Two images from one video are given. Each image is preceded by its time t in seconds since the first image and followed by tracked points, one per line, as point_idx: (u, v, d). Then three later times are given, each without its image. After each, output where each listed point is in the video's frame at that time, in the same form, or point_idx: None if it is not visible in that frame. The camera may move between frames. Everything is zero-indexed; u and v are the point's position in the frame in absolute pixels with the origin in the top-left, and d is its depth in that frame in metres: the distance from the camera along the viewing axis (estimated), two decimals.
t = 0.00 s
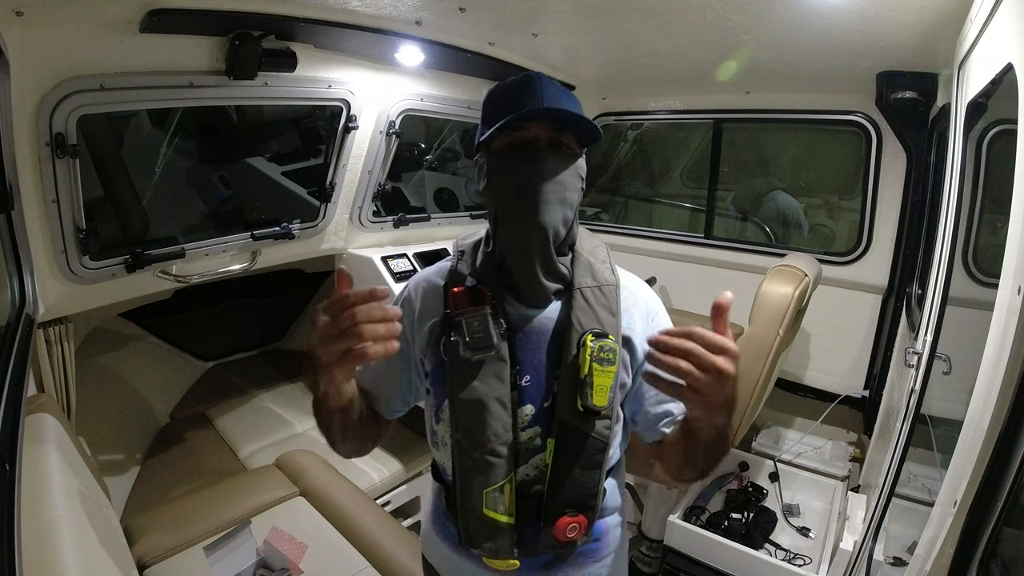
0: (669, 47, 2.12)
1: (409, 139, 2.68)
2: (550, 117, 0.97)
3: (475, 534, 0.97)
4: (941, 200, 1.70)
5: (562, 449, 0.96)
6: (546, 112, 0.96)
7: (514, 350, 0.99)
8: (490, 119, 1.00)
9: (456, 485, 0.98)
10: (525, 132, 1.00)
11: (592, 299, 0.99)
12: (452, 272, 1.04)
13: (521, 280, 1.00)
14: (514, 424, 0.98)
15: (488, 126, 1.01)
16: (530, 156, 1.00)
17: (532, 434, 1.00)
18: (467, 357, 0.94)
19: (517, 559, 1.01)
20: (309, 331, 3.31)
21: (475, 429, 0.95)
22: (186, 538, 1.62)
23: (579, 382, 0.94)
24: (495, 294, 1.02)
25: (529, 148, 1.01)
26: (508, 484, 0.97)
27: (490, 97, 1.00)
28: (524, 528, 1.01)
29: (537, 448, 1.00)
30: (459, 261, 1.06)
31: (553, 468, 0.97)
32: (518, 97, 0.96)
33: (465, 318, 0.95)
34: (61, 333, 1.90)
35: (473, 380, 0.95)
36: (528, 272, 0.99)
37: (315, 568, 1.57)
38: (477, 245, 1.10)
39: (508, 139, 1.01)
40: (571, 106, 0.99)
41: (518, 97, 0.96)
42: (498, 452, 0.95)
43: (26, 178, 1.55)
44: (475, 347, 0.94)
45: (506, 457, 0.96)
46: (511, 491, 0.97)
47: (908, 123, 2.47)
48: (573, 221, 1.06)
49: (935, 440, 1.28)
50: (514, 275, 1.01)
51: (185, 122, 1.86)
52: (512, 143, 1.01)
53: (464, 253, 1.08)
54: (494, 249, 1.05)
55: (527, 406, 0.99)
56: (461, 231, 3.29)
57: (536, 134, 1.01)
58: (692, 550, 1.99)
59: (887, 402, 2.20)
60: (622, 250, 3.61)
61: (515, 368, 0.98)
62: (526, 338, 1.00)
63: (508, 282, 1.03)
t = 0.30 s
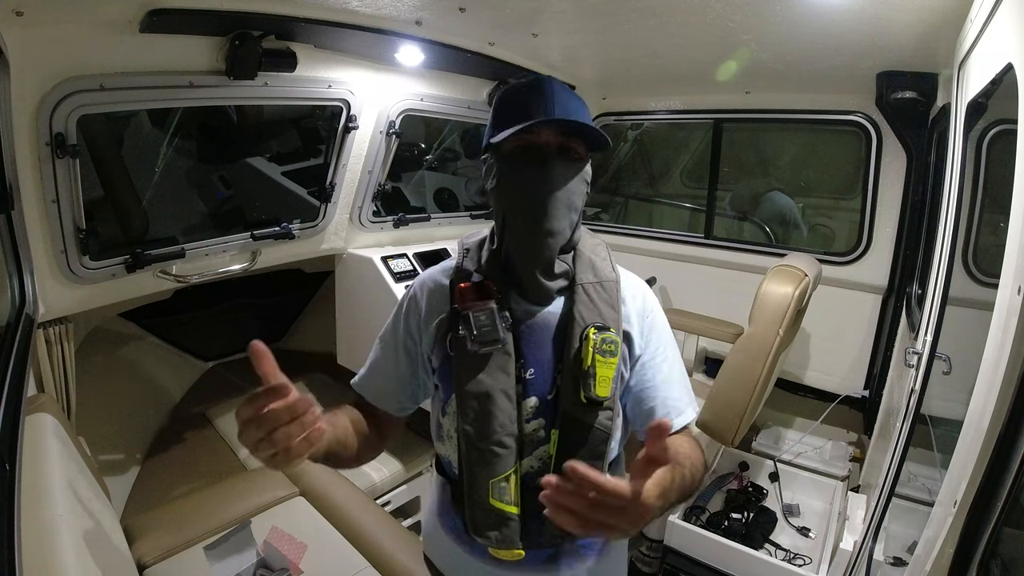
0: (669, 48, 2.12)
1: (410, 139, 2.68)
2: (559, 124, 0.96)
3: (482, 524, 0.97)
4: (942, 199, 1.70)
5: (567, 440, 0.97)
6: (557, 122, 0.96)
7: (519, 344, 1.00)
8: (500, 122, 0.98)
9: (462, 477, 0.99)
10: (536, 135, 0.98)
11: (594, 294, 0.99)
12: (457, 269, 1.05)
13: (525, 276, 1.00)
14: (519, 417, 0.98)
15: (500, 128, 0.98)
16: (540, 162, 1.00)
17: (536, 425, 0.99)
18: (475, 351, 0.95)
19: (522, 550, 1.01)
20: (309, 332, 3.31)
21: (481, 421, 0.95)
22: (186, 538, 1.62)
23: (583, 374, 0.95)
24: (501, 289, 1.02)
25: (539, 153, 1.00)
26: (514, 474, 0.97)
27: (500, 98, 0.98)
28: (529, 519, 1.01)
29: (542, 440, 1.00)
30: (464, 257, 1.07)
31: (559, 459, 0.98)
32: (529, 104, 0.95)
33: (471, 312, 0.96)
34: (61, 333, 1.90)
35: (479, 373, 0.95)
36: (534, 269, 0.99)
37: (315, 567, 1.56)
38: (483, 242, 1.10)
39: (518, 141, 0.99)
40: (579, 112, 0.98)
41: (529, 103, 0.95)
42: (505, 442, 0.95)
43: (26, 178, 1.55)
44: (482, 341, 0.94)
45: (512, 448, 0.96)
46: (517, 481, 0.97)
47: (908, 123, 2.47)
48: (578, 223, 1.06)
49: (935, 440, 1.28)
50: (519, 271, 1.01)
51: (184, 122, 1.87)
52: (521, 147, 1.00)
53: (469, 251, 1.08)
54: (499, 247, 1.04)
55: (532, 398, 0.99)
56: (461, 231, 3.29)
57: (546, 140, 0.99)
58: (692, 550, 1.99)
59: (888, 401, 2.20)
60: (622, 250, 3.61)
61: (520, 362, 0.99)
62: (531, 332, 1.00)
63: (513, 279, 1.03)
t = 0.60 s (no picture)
0: (669, 47, 2.12)
1: (410, 139, 2.68)
2: (547, 119, 0.97)
3: (478, 522, 0.97)
4: (942, 199, 1.70)
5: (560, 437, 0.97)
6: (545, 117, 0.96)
7: (513, 342, 1.00)
8: (490, 119, 0.99)
9: (458, 474, 0.99)
10: (524, 133, 0.99)
11: (588, 292, 0.99)
12: (453, 269, 1.05)
13: (519, 274, 1.00)
14: (514, 415, 0.99)
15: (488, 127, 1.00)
16: (528, 159, 1.00)
17: (531, 423, 1.00)
18: (469, 349, 0.94)
19: (519, 548, 1.01)
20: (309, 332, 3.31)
21: (476, 418, 0.95)
22: (186, 538, 1.62)
23: (576, 372, 0.94)
24: (496, 289, 1.02)
25: (528, 151, 1.00)
26: (510, 471, 0.97)
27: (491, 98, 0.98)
28: (525, 516, 1.02)
29: (537, 437, 1.01)
30: (460, 257, 1.07)
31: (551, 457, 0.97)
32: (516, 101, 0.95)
33: (465, 311, 0.95)
34: (62, 333, 1.90)
35: (473, 371, 0.95)
36: (526, 267, 0.99)
37: (315, 568, 1.56)
38: (479, 243, 1.10)
39: (507, 140, 1.00)
40: (568, 109, 0.98)
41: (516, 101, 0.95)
42: (500, 440, 0.95)
43: (26, 177, 1.55)
44: (475, 340, 0.94)
45: (507, 445, 0.96)
46: (512, 478, 0.97)
47: (908, 123, 2.47)
48: (569, 219, 1.06)
49: (935, 440, 1.28)
50: (514, 271, 1.01)
51: (185, 122, 1.87)
52: (511, 147, 1.01)
53: (464, 250, 1.08)
54: (494, 246, 1.04)
55: (526, 396, 0.99)
56: (461, 231, 3.29)
57: (534, 137, 1.00)
58: (692, 550, 1.99)
59: (888, 402, 2.20)
60: (622, 250, 3.61)
61: (514, 360, 0.99)
62: (525, 331, 1.00)
63: (507, 277, 1.03)
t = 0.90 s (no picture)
0: (669, 47, 2.12)
1: (410, 139, 2.68)
2: (530, 127, 0.96)
3: (477, 525, 0.97)
4: (942, 199, 1.70)
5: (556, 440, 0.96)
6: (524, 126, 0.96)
7: (508, 345, 1.00)
8: (471, 128, 1.00)
9: (456, 478, 0.98)
10: (507, 140, 0.99)
11: (581, 292, 0.99)
12: (445, 273, 1.06)
13: (511, 278, 1.01)
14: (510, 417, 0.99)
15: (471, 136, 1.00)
16: (512, 163, 1.00)
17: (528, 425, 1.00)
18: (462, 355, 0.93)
19: (519, 549, 1.01)
20: (309, 332, 3.31)
21: (471, 422, 0.95)
22: (186, 538, 1.62)
23: (571, 374, 0.93)
24: (489, 293, 1.03)
25: (512, 156, 1.01)
26: (508, 474, 0.97)
27: (472, 102, 1.00)
28: (526, 519, 1.02)
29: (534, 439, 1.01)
30: (453, 261, 1.07)
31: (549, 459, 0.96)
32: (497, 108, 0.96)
33: (457, 316, 0.94)
34: (61, 333, 1.90)
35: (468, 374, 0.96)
36: (518, 271, 1.00)
37: (314, 568, 1.56)
38: (471, 246, 1.11)
39: (492, 147, 1.01)
40: (549, 114, 0.98)
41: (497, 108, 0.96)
42: (496, 443, 0.95)
43: (26, 177, 1.55)
44: (468, 345, 0.92)
45: (502, 449, 0.96)
46: (511, 481, 0.97)
47: (908, 123, 2.46)
48: (558, 220, 1.06)
49: (935, 440, 1.28)
50: (507, 275, 1.01)
51: (185, 122, 1.87)
52: (495, 152, 1.01)
53: (457, 254, 1.09)
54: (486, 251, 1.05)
55: (521, 398, 1.00)
56: (461, 231, 3.29)
57: (516, 142, 1.00)
58: (692, 550, 1.99)
59: (888, 402, 2.20)
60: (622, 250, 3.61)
61: (509, 363, 1.00)
62: (519, 334, 1.01)
63: (500, 281, 1.04)
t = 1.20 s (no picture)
0: (669, 47, 2.12)
1: (410, 139, 2.68)
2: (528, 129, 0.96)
3: (478, 526, 0.97)
4: (942, 199, 1.70)
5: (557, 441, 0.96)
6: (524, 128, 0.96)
7: (508, 347, 1.00)
8: (469, 129, 1.00)
9: (456, 479, 0.99)
10: (507, 141, 0.99)
11: (580, 294, 0.99)
12: (444, 274, 1.06)
13: (511, 280, 1.01)
14: (509, 419, 0.99)
15: (470, 139, 0.99)
16: (512, 166, 1.00)
17: (528, 427, 1.00)
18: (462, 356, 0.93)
19: (520, 550, 1.01)
20: (308, 332, 3.30)
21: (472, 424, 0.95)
22: (186, 538, 1.62)
23: (571, 375, 0.94)
24: (487, 295, 1.03)
25: (512, 158, 1.01)
26: (508, 475, 0.97)
27: (470, 103, 0.99)
28: (527, 519, 1.02)
29: (534, 441, 1.01)
30: (451, 262, 1.07)
31: (548, 460, 0.97)
32: (497, 109, 0.96)
33: (458, 319, 0.93)
34: (61, 333, 1.90)
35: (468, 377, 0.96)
36: (517, 273, 1.00)
37: (315, 567, 1.56)
38: (469, 247, 1.11)
39: (491, 149, 1.01)
40: (549, 113, 0.97)
41: (496, 109, 0.96)
42: (496, 445, 0.95)
43: (26, 177, 1.55)
44: (468, 348, 0.92)
45: (502, 450, 0.96)
46: (511, 483, 0.98)
47: (908, 123, 2.47)
48: (558, 222, 1.06)
49: (935, 440, 1.28)
50: (507, 277, 1.01)
51: (184, 122, 1.87)
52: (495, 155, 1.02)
53: (455, 255, 1.09)
54: (484, 252, 1.05)
55: (521, 400, 1.00)
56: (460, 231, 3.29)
57: (516, 143, 1.00)
58: (692, 550, 1.99)
59: (888, 402, 2.20)
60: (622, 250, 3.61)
61: (509, 365, 1.00)
62: (519, 335, 1.01)
63: (499, 282, 1.04)
